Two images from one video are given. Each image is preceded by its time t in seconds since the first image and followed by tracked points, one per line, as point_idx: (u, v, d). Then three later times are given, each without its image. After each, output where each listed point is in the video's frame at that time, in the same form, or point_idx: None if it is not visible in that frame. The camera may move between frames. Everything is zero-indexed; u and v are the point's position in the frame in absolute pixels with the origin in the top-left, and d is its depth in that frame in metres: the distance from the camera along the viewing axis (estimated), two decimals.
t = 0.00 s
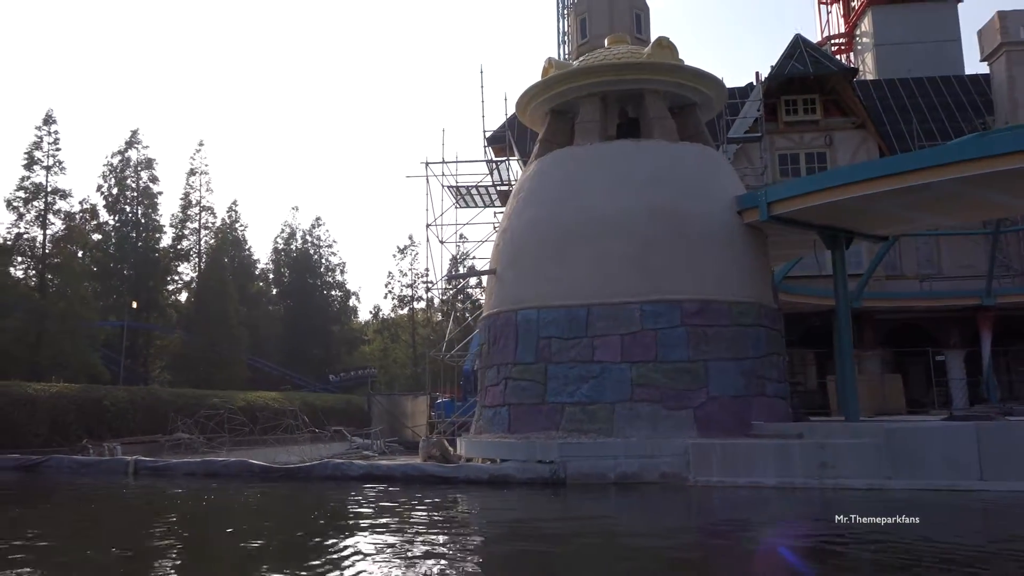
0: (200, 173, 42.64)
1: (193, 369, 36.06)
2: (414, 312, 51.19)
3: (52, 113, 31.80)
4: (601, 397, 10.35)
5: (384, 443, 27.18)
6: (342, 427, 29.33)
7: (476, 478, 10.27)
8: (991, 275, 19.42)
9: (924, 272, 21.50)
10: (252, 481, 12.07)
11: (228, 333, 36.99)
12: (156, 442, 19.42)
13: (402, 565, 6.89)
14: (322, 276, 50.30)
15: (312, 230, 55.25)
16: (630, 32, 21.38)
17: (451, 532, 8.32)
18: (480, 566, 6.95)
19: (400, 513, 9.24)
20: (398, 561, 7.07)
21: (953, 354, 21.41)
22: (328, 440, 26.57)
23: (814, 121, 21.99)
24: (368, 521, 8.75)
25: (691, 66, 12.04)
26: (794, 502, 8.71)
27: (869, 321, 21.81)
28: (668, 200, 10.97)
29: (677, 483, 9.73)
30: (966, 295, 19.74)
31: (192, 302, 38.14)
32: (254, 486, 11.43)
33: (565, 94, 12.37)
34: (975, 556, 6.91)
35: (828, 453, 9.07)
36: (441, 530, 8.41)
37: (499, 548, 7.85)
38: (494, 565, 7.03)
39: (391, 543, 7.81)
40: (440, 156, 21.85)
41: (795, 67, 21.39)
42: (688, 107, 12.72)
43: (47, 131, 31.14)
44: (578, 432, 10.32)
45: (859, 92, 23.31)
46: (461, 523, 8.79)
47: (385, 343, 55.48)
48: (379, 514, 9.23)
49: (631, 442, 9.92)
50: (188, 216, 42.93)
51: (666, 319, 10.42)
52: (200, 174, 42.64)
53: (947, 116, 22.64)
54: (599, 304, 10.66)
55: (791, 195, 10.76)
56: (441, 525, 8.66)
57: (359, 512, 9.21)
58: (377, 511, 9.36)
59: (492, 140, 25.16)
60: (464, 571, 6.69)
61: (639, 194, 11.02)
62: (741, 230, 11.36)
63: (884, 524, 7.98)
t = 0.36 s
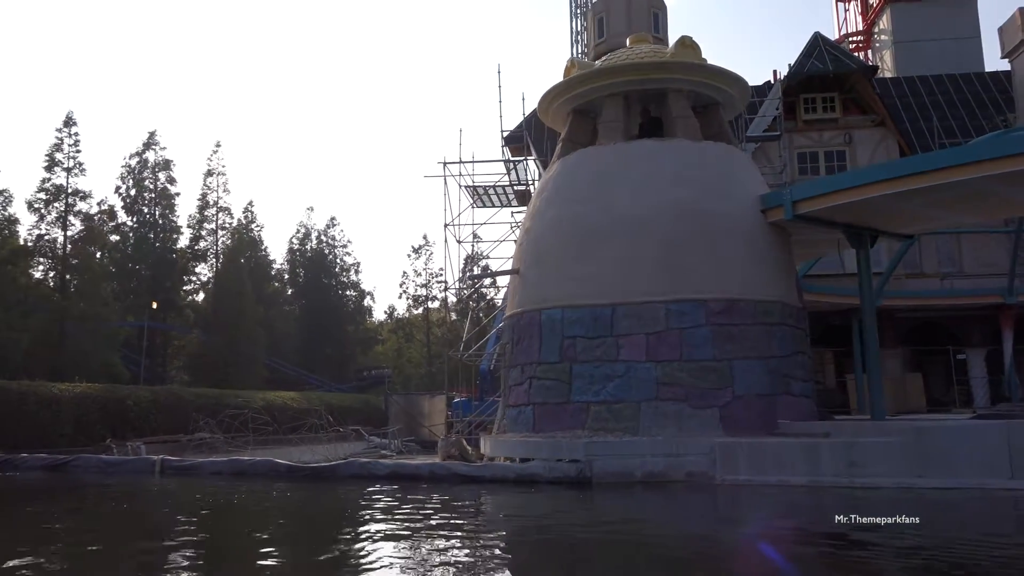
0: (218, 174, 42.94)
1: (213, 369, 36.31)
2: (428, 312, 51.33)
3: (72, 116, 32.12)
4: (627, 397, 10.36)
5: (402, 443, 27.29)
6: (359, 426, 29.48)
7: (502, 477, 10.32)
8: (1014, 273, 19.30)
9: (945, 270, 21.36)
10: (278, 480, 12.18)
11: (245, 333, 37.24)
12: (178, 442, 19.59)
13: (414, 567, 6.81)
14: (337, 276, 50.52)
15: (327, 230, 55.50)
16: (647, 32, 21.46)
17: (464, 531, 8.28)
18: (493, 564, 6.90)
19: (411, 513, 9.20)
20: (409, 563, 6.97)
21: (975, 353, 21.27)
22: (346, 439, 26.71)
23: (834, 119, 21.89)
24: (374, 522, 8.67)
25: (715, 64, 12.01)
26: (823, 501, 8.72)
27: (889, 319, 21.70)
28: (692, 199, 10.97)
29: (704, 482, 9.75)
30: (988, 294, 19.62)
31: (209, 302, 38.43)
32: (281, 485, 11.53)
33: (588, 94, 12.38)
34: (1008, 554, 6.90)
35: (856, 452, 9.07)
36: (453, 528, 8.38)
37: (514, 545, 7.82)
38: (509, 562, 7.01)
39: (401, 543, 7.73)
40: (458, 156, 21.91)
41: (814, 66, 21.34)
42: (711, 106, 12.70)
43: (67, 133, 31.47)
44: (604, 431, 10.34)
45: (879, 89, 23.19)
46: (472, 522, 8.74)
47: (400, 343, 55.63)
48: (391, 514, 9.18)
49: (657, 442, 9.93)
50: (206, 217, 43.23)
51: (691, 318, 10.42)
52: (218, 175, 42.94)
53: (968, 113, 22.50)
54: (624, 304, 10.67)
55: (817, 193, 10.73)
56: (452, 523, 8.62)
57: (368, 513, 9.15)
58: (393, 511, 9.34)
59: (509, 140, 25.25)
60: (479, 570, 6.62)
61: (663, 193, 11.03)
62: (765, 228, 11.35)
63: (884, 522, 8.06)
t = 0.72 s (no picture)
0: (226, 177, 43.12)
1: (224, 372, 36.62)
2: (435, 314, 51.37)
3: (83, 119, 32.30)
4: (645, 398, 10.40)
5: (412, 444, 27.33)
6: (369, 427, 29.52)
7: (522, 478, 10.37)
8: None
9: (957, 270, 21.34)
10: (295, 482, 12.23)
11: (254, 335, 37.36)
12: (191, 444, 19.66)
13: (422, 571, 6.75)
14: (344, 278, 50.61)
15: (334, 232, 55.61)
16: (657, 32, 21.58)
17: (471, 534, 8.25)
18: (504, 566, 6.89)
19: (419, 517, 9.19)
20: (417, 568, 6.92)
21: (988, 354, 21.23)
22: (357, 441, 26.78)
23: (844, 120, 21.90)
24: (377, 528, 8.63)
25: (730, 66, 12.04)
26: (844, 501, 8.76)
27: (901, 320, 21.68)
28: (709, 200, 11.00)
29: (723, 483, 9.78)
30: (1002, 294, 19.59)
31: (218, 304, 38.57)
32: (299, 487, 11.59)
33: (603, 96, 12.43)
34: None
35: (877, 452, 9.11)
36: (460, 532, 8.34)
37: (524, 548, 7.78)
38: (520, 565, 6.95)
39: (406, 548, 7.68)
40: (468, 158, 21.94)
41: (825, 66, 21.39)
42: (726, 108, 12.72)
43: (78, 136, 31.63)
44: (623, 432, 10.38)
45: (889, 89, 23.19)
46: (480, 525, 8.71)
47: (407, 345, 55.69)
48: (399, 518, 9.17)
49: (676, 443, 9.97)
50: (215, 220, 43.39)
51: (709, 319, 10.46)
52: (226, 178, 43.11)
53: (978, 113, 22.48)
54: (641, 305, 10.71)
55: (834, 195, 10.74)
56: (458, 527, 8.59)
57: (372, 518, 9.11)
58: (404, 515, 9.34)
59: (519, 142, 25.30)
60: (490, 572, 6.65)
61: (679, 195, 11.07)
62: (782, 229, 11.37)
63: (883, 522, 8.18)
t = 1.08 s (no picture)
0: (233, 182, 43.26)
1: (230, 377, 36.56)
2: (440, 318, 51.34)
3: (91, 125, 32.46)
4: (661, 402, 10.42)
5: (419, 449, 27.34)
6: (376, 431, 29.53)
7: (538, 483, 10.39)
8: None
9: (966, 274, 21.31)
10: (310, 487, 12.27)
11: (260, 340, 37.41)
12: (203, 449, 19.71)
13: None
14: (349, 283, 50.67)
15: (339, 237, 55.69)
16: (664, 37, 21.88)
17: (480, 540, 8.23)
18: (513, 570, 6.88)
19: (427, 523, 9.20)
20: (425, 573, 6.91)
21: (998, 357, 21.20)
22: (365, 445, 26.80)
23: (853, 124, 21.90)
24: (385, 533, 8.62)
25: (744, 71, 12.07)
26: (862, 506, 8.77)
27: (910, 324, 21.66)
28: (724, 205, 11.02)
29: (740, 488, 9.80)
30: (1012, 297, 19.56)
31: (224, 309, 38.68)
32: (315, 492, 11.63)
33: (617, 101, 12.48)
34: None
35: (896, 457, 9.12)
36: (471, 537, 8.35)
37: (534, 552, 7.77)
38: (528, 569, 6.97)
39: (415, 553, 7.67)
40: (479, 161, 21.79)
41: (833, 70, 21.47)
42: (739, 113, 12.75)
43: (87, 143, 31.79)
44: (639, 437, 10.40)
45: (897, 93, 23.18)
46: (488, 531, 8.74)
47: (412, 350, 55.69)
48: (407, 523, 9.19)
49: (693, 448, 9.98)
50: (222, 225, 43.51)
51: (725, 324, 10.47)
52: (233, 183, 43.25)
53: (987, 117, 22.46)
54: (657, 309, 10.73)
55: (850, 199, 10.73)
56: (466, 533, 8.59)
57: (381, 522, 9.11)
58: (417, 520, 9.36)
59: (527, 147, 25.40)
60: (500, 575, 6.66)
61: (694, 199, 11.09)
62: (796, 234, 11.38)
63: (884, 522, 8.33)
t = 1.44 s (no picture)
0: (238, 185, 43.38)
1: (235, 379, 36.64)
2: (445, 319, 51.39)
3: (97, 130, 32.59)
4: (677, 400, 10.47)
5: (427, 450, 27.38)
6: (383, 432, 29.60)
7: (555, 481, 10.45)
8: None
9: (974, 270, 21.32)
10: (326, 488, 12.33)
11: (265, 342, 37.50)
12: (214, 451, 19.79)
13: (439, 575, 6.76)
14: (354, 284, 50.74)
15: (343, 238, 55.80)
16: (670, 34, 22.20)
17: (492, 539, 8.29)
18: (526, 568, 6.93)
19: (435, 522, 9.22)
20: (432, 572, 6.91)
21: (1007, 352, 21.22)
22: (373, 446, 26.88)
23: (860, 121, 21.91)
24: (391, 533, 8.64)
25: (755, 70, 12.09)
26: (880, 501, 8.83)
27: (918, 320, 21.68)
28: (737, 204, 11.06)
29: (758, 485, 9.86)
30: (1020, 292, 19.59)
31: (230, 311, 38.77)
32: (331, 493, 11.69)
33: (628, 101, 12.53)
34: None
35: (913, 453, 9.19)
36: (484, 536, 8.40)
37: (547, 550, 7.81)
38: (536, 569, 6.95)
39: (422, 553, 7.68)
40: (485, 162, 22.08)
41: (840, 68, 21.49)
42: (750, 112, 12.77)
43: (93, 147, 31.90)
44: (655, 435, 10.45)
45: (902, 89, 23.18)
46: (496, 530, 8.74)
47: (416, 350, 55.76)
48: (413, 523, 9.20)
49: (709, 445, 10.04)
50: (227, 228, 43.62)
51: (740, 322, 10.52)
52: (238, 186, 43.37)
53: (992, 113, 22.49)
54: (672, 308, 10.77)
55: (865, 196, 10.76)
56: (474, 533, 8.59)
57: (394, 522, 9.17)
58: (432, 519, 9.41)
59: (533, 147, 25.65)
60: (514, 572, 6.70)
61: (708, 198, 11.14)
62: (810, 231, 11.43)
63: (884, 522, 8.33)
